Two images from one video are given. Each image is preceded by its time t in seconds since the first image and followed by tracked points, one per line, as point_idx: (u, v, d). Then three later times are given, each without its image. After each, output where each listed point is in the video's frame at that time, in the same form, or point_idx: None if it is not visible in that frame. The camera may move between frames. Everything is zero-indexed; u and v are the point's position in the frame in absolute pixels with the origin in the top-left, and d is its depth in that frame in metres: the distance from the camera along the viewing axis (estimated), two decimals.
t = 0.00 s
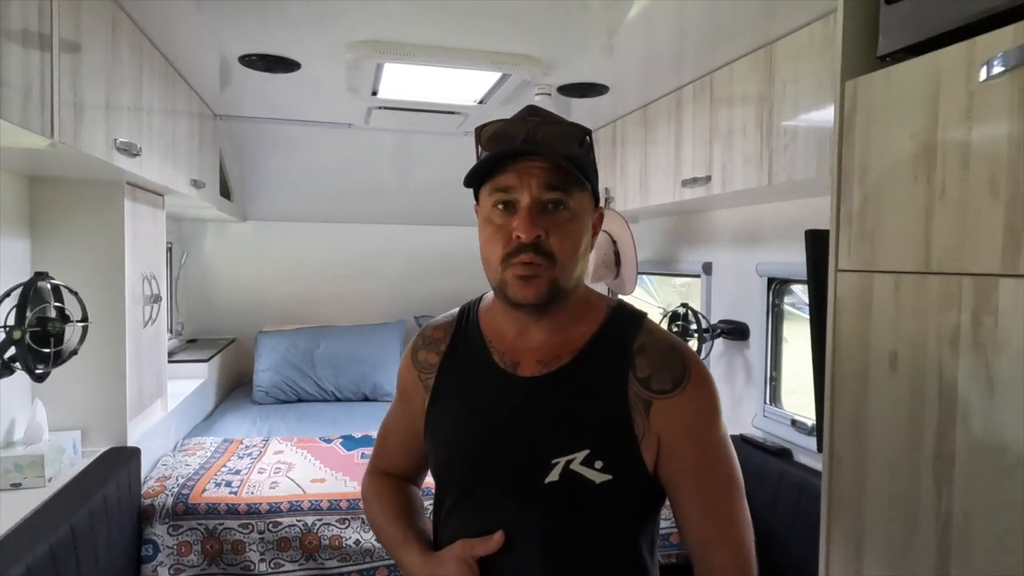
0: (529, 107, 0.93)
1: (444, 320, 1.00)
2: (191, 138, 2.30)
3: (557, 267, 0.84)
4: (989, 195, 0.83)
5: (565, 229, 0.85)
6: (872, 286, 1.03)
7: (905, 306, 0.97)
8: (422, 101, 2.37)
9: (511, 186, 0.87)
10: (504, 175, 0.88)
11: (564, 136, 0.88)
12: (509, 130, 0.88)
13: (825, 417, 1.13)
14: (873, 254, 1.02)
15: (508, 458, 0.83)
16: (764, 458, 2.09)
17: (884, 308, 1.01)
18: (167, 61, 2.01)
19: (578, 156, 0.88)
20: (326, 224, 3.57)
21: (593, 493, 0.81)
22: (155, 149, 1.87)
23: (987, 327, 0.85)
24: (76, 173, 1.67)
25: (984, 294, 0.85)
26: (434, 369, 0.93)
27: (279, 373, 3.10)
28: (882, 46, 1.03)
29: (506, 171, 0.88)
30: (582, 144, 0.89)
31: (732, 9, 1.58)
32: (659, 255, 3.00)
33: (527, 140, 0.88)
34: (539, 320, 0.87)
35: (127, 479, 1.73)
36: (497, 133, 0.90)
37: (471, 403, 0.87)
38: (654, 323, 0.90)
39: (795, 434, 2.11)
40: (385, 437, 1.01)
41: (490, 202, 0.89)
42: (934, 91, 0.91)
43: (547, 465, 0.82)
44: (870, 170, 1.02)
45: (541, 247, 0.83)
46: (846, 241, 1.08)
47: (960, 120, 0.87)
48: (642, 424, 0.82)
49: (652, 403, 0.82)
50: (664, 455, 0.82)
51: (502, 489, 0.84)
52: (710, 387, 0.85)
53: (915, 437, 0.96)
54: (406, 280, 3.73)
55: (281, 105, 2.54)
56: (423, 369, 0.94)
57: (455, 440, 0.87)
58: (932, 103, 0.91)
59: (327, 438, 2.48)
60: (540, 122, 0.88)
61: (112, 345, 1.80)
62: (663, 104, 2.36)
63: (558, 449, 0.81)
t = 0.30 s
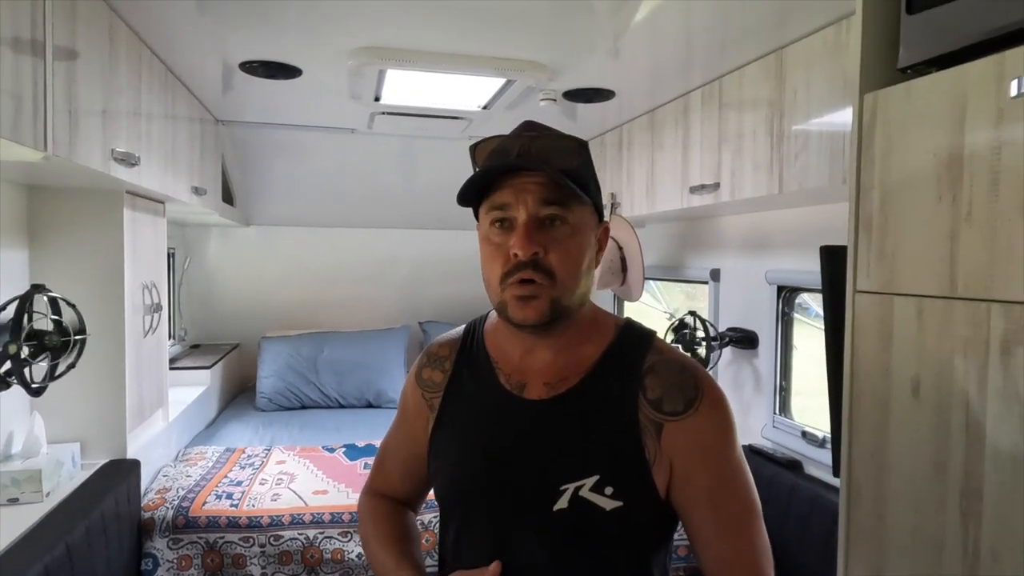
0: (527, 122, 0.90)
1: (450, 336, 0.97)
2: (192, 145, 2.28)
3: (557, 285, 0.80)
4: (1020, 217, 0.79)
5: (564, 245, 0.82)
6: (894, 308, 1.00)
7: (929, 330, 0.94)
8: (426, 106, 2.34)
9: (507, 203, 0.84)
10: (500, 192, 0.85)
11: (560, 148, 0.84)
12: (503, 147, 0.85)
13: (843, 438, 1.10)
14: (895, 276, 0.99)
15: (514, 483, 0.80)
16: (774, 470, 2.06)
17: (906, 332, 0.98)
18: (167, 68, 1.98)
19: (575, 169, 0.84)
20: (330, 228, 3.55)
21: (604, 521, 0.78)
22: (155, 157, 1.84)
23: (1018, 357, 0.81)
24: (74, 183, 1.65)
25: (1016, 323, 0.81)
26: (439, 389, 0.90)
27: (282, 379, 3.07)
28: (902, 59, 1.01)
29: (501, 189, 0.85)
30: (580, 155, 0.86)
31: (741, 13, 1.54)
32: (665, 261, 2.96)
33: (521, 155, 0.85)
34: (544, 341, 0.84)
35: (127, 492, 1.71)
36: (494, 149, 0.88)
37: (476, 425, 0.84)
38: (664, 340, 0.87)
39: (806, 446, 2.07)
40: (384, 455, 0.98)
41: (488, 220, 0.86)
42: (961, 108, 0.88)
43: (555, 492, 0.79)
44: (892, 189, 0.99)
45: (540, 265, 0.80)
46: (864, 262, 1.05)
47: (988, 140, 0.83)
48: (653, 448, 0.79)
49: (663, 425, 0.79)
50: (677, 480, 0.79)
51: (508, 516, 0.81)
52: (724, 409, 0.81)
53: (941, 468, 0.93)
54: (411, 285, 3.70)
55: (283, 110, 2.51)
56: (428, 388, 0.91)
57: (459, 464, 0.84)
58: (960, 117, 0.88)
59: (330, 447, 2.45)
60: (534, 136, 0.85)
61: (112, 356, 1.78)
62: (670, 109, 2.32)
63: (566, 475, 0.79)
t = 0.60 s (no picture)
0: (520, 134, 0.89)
1: (465, 339, 0.98)
2: (194, 150, 2.26)
3: (533, 296, 0.78)
4: None
5: (540, 254, 0.79)
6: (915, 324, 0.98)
7: (952, 349, 0.92)
8: (430, 110, 2.32)
9: (487, 217, 0.84)
10: (482, 207, 0.85)
11: (534, 156, 0.82)
12: (481, 164, 0.86)
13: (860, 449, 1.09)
14: (915, 291, 0.97)
15: (518, 489, 0.79)
16: (782, 479, 2.03)
17: (927, 351, 0.96)
18: (168, 72, 1.96)
19: (547, 177, 0.80)
20: (333, 231, 3.53)
21: (607, 532, 0.75)
22: (155, 163, 1.82)
23: None
24: (74, 190, 1.63)
25: None
26: (448, 389, 0.91)
27: (285, 384, 3.05)
28: (922, 65, 1.00)
29: (483, 205, 0.85)
30: (558, 160, 0.82)
31: (749, 15, 1.51)
32: (672, 265, 2.93)
33: (500, 169, 0.84)
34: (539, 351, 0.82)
35: (127, 503, 1.69)
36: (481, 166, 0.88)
37: (483, 428, 0.84)
38: (677, 350, 0.84)
39: (815, 454, 2.04)
40: (384, 451, 0.98)
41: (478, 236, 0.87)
42: (987, 121, 0.86)
43: (558, 500, 0.77)
44: (912, 202, 0.98)
45: (513, 277, 0.78)
46: (882, 274, 1.04)
47: (1014, 154, 0.82)
48: (659, 458, 0.75)
49: (671, 434, 0.75)
50: (686, 492, 0.75)
51: (511, 523, 0.79)
52: (737, 420, 0.77)
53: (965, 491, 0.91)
54: (415, 288, 3.67)
55: (285, 114, 2.49)
56: (438, 385, 0.92)
57: (467, 467, 0.83)
58: (986, 119, 0.86)
59: (333, 454, 2.43)
60: (508, 149, 0.85)
61: (113, 364, 1.76)
62: (677, 111, 2.29)
63: (568, 483, 0.77)
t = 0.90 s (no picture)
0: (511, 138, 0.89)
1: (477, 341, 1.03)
2: (196, 151, 2.25)
3: (513, 299, 0.79)
4: None
5: (518, 257, 0.79)
6: (928, 329, 0.97)
7: (965, 355, 0.91)
8: (433, 111, 2.30)
9: (473, 223, 0.86)
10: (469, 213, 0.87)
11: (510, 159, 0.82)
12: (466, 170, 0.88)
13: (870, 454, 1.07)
14: (929, 295, 0.96)
15: (514, 491, 0.81)
16: (788, 482, 2.01)
17: (941, 356, 0.95)
18: (170, 73, 1.96)
19: (523, 178, 0.80)
20: (336, 233, 3.53)
21: (599, 537, 0.76)
22: (158, 165, 1.81)
23: None
24: (76, 192, 1.62)
25: None
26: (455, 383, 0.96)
27: (289, 386, 3.05)
28: (934, 65, 0.98)
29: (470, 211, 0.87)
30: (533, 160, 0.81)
31: (755, 14, 1.49)
32: (676, 265, 2.91)
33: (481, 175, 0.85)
34: (533, 352, 0.84)
35: (130, 506, 1.69)
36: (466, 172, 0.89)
37: (484, 429, 0.86)
38: (678, 352, 0.83)
39: (822, 457, 2.02)
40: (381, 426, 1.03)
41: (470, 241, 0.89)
42: (1002, 122, 0.84)
43: (551, 503, 0.78)
44: (924, 205, 0.96)
45: (493, 280, 0.79)
46: (894, 278, 1.02)
47: None
48: (655, 461, 0.75)
49: (666, 438, 0.75)
50: (683, 497, 0.74)
51: (506, 524, 0.81)
52: (739, 424, 0.75)
53: (980, 500, 0.89)
54: (418, 289, 3.66)
55: (288, 115, 2.48)
56: (447, 378, 0.98)
57: (466, 467, 0.85)
58: (1001, 118, 0.84)
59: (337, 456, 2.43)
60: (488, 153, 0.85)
61: (116, 366, 1.75)
62: (682, 112, 2.27)
63: (562, 486, 0.78)
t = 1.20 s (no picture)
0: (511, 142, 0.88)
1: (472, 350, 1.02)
2: (200, 155, 2.25)
3: (518, 310, 0.78)
4: None
5: (524, 268, 0.78)
6: (937, 340, 0.96)
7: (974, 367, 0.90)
8: (436, 113, 2.30)
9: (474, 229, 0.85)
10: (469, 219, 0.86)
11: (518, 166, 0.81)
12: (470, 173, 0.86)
13: (879, 462, 1.07)
14: (938, 307, 0.95)
15: (513, 507, 0.81)
16: (793, 486, 2.00)
17: (950, 369, 0.94)
18: (173, 77, 1.96)
19: (530, 186, 0.79)
20: (340, 234, 3.53)
21: (597, 554, 0.76)
22: (161, 169, 1.81)
23: None
24: (79, 197, 1.62)
25: None
26: (448, 393, 0.95)
27: (292, 388, 3.05)
28: (943, 72, 0.97)
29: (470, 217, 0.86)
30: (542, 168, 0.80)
31: (760, 17, 1.48)
32: (680, 267, 2.90)
33: (485, 180, 0.83)
34: (530, 365, 0.83)
35: (133, 510, 1.69)
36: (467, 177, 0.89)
37: (482, 444, 0.86)
38: (679, 366, 0.83)
39: (828, 461, 2.01)
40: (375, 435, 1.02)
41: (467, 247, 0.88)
42: (1014, 130, 0.83)
43: (550, 520, 0.78)
44: (934, 214, 0.95)
45: (497, 290, 0.79)
46: (903, 283, 1.02)
47: None
48: (655, 480, 0.75)
49: (667, 457, 0.75)
50: (684, 515, 0.75)
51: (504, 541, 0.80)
52: (740, 441, 0.76)
53: (990, 513, 0.89)
54: (421, 291, 3.66)
55: (291, 118, 2.48)
56: (439, 386, 0.97)
57: (464, 481, 0.85)
58: (1011, 125, 0.83)
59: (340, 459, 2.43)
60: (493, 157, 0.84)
61: (120, 371, 1.75)
62: (686, 114, 2.26)
63: (562, 503, 0.78)
